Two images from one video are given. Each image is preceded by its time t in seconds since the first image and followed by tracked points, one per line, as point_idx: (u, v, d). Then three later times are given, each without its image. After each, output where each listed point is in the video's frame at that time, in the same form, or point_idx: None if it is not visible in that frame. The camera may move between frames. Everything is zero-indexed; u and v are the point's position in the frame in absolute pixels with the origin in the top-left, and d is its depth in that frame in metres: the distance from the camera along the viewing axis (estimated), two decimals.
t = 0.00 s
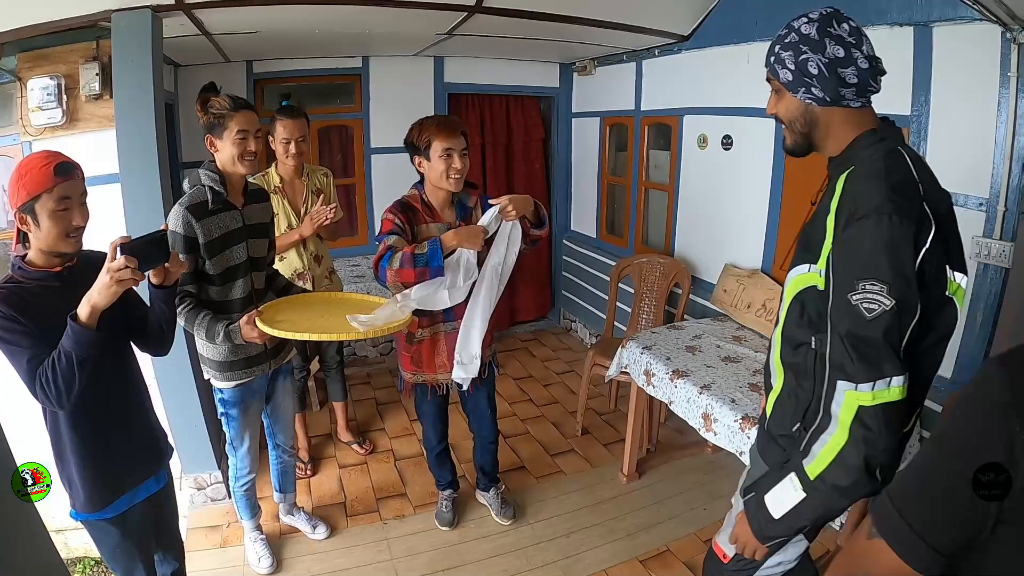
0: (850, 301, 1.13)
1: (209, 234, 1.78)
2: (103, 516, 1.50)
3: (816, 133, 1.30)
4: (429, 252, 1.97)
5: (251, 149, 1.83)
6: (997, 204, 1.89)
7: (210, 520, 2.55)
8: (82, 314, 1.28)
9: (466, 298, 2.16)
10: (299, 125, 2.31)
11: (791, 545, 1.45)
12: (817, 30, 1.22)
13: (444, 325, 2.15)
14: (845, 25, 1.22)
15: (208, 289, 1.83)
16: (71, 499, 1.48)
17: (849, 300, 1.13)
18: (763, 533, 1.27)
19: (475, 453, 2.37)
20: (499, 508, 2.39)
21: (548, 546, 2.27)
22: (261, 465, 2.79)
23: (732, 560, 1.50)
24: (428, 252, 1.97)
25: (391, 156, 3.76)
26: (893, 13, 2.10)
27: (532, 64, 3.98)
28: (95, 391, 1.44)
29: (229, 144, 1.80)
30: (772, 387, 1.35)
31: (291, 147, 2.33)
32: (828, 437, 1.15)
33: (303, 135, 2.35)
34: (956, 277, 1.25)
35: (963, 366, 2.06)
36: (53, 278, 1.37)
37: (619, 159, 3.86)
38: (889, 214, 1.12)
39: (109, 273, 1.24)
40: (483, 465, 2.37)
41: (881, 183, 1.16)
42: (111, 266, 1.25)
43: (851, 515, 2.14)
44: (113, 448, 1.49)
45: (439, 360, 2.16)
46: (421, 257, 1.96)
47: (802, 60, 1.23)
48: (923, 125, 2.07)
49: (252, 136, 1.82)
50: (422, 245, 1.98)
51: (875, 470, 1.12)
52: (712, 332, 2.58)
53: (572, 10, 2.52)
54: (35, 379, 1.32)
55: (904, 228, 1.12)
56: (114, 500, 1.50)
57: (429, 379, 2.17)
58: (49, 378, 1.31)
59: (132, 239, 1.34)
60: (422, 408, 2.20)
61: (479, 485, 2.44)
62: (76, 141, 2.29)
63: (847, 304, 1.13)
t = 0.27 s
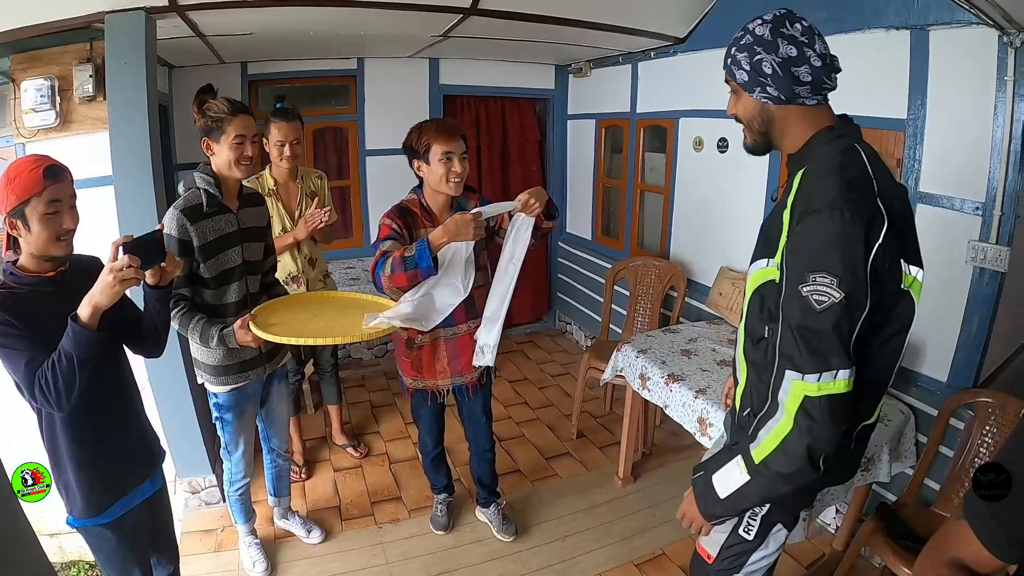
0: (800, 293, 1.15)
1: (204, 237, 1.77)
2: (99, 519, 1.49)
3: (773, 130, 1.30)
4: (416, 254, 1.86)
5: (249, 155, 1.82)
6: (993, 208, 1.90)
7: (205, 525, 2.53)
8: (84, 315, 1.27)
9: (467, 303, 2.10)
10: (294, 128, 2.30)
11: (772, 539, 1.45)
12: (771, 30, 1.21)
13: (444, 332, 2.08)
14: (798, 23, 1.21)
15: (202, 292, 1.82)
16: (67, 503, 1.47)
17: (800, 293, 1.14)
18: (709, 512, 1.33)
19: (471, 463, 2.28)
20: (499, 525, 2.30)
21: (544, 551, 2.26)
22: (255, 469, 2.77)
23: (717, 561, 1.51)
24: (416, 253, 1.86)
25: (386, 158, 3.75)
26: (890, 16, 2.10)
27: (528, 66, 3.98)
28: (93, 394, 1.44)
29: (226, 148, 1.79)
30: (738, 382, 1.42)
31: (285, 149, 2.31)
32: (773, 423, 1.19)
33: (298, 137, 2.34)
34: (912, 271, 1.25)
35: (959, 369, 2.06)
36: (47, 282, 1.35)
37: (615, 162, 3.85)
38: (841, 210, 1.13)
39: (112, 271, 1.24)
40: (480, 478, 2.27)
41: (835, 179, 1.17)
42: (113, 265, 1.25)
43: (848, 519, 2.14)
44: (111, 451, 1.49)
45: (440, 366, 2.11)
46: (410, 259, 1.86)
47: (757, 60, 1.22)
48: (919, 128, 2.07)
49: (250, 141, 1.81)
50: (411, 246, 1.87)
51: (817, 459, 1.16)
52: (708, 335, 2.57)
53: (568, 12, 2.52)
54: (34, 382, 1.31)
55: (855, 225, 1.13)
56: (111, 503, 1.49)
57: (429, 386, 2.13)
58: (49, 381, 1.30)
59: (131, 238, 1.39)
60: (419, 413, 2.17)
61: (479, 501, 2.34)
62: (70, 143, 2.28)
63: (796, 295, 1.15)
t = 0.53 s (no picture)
0: (770, 287, 1.17)
1: (200, 238, 1.76)
2: (98, 522, 1.48)
3: (743, 131, 1.33)
4: (416, 250, 1.80)
5: (247, 157, 1.81)
6: (992, 212, 1.90)
7: (201, 527, 2.52)
8: (83, 315, 1.27)
9: (467, 306, 2.07)
10: (290, 129, 2.30)
11: (760, 534, 1.50)
12: (737, 35, 1.24)
13: (443, 335, 2.06)
14: (764, 28, 1.24)
15: (197, 294, 1.81)
16: (65, 506, 1.46)
17: (770, 286, 1.17)
18: (684, 499, 1.36)
19: (471, 472, 2.25)
20: (495, 534, 2.26)
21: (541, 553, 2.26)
22: (251, 471, 2.76)
23: (707, 559, 1.56)
24: (416, 249, 1.80)
25: (383, 160, 3.75)
26: (887, 17, 2.10)
27: (525, 67, 3.97)
28: (90, 395, 1.42)
29: (225, 150, 1.78)
30: (717, 376, 1.50)
31: (281, 151, 2.30)
32: (748, 411, 1.21)
33: (294, 139, 2.33)
34: (881, 264, 1.25)
35: (956, 371, 2.06)
36: (41, 286, 1.34)
37: (612, 163, 3.85)
38: (806, 207, 1.16)
39: (113, 269, 1.25)
40: (479, 487, 2.23)
41: (802, 176, 1.20)
42: (113, 264, 1.26)
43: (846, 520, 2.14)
44: (108, 452, 1.48)
45: (440, 370, 2.09)
46: (410, 255, 1.80)
47: (724, 64, 1.25)
48: (916, 131, 2.07)
49: (250, 144, 1.80)
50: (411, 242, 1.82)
51: (789, 448, 1.18)
52: (705, 337, 2.57)
53: (565, 13, 2.51)
54: (33, 384, 1.29)
55: (821, 220, 1.15)
56: (111, 505, 1.48)
57: (429, 390, 2.11)
58: (49, 382, 1.29)
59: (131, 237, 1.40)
60: (417, 417, 2.15)
61: (476, 510, 2.29)
62: (66, 144, 2.27)
63: (765, 289, 1.18)
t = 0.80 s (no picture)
0: (748, 282, 1.18)
1: (197, 239, 1.75)
2: (96, 525, 1.48)
3: (718, 135, 1.35)
4: (422, 240, 1.77)
5: (247, 159, 1.80)
6: (990, 213, 1.90)
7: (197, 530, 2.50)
8: (82, 315, 1.26)
9: (470, 310, 2.06)
10: (287, 130, 2.29)
11: (750, 527, 1.50)
12: (708, 44, 1.27)
13: (447, 338, 2.05)
14: (732, 37, 1.27)
15: (193, 294, 1.80)
16: (61, 509, 1.45)
17: (748, 282, 1.18)
18: (673, 491, 1.36)
19: (468, 478, 2.23)
20: (493, 538, 2.24)
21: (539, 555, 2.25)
22: (247, 473, 2.75)
23: (699, 557, 1.55)
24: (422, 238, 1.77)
25: (380, 160, 3.74)
26: (886, 18, 2.09)
27: (523, 68, 3.96)
28: (87, 397, 1.42)
29: (224, 151, 1.77)
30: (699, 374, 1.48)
31: (278, 151, 2.29)
32: (728, 403, 1.22)
33: (291, 139, 2.32)
34: (853, 257, 1.26)
35: (954, 373, 2.06)
36: (35, 289, 1.33)
37: (610, 164, 3.84)
38: (781, 203, 1.18)
39: (111, 267, 1.25)
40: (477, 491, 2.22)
41: (776, 173, 1.22)
42: (110, 263, 1.26)
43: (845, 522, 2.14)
44: (105, 454, 1.47)
45: (442, 373, 2.07)
46: (416, 246, 1.77)
47: (694, 73, 1.28)
48: (914, 132, 2.06)
49: (250, 146, 1.79)
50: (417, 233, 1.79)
51: (772, 439, 1.19)
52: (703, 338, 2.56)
53: (562, 14, 2.50)
54: (31, 387, 1.28)
55: (795, 217, 1.17)
56: (108, 506, 1.48)
57: (429, 393, 2.09)
58: (48, 385, 1.28)
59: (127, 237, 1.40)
60: (417, 420, 2.13)
61: (474, 512, 2.28)
62: (62, 145, 2.26)
63: (743, 283, 1.19)
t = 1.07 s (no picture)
0: (726, 275, 1.25)
1: (192, 240, 1.74)
2: (92, 531, 1.47)
3: (688, 147, 1.42)
4: (432, 224, 1.73)
5: (246, 161, 1.79)
6: (988, 214, 1.89)
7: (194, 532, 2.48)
8: (81, 314, 1.26)
9: (475, 310, 2.04)
10: (283, 130, 2.27)
11: (736, 520, 1.50)
12: (665, 64, 1.34)
13: (452, 339, 2.04)
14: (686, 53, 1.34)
15: (188, 295, 1.79)
16: (57, 516, 1.44)
17: (726, 275, 1.24)
18: (666, 483, 1.42)
19: (467, 480, 2.22)
20: (490, 540, 2.23)
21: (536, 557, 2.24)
22: (243, 475, 2.74)
23: (686, 549, 1.56)
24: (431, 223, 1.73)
25: (377, 161, 3.74)
26: (884, 19, 2.09)
27: (519, 69, 3.96)
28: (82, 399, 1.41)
29: (224, 153, 1.76)
30: (682, 372, 1.54)
31: (275, 152, 2.28)
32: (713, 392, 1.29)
33: (288, 140, 2.31)
34: (824, 249, 1.33)
35: (952, 375, 2.05)
36: (27, 291, 1.32)
37: (607, 165, 3.84)
38: (753, 201, 1.25)
39: (109, 267, 1.25)
40: (475, 494, 2.21)
41: (746, 174, 1.29)
42: (108, 262, 1.27)
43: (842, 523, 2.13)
44: (102, 460, 1.47)
45: (445, 374, 2.05)
46: (425, 231, 1.74)
47: (655, 90, 1.35)
48: (912, 133, 2.06)
49: (250, 148, 1.78)
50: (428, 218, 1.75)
51: (755, 423, 1.25)
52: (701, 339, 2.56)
53: (559, 14, 2.50)
54: (28, 391, 1.27)
55: (767, 213, 1.24)
56: (104, 514, 1.48)
57: (431, 395, 2.07)
58: (46, 389, 1.27)
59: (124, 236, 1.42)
60: (416, 422, 2.11)
61: (471, 514, 2.27)
62: (57, 145, 2.25)
63: (721, 277, 1.26)
